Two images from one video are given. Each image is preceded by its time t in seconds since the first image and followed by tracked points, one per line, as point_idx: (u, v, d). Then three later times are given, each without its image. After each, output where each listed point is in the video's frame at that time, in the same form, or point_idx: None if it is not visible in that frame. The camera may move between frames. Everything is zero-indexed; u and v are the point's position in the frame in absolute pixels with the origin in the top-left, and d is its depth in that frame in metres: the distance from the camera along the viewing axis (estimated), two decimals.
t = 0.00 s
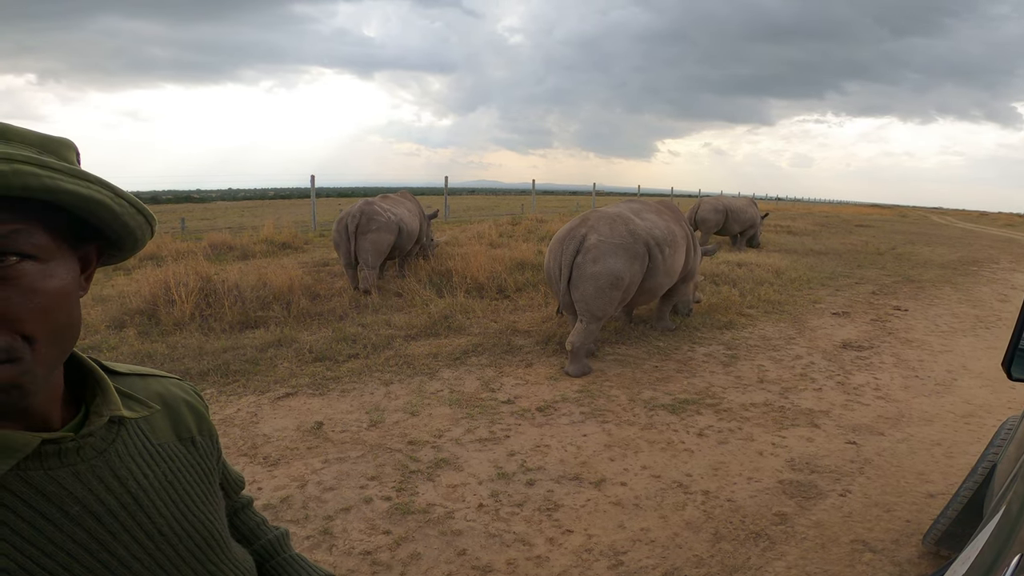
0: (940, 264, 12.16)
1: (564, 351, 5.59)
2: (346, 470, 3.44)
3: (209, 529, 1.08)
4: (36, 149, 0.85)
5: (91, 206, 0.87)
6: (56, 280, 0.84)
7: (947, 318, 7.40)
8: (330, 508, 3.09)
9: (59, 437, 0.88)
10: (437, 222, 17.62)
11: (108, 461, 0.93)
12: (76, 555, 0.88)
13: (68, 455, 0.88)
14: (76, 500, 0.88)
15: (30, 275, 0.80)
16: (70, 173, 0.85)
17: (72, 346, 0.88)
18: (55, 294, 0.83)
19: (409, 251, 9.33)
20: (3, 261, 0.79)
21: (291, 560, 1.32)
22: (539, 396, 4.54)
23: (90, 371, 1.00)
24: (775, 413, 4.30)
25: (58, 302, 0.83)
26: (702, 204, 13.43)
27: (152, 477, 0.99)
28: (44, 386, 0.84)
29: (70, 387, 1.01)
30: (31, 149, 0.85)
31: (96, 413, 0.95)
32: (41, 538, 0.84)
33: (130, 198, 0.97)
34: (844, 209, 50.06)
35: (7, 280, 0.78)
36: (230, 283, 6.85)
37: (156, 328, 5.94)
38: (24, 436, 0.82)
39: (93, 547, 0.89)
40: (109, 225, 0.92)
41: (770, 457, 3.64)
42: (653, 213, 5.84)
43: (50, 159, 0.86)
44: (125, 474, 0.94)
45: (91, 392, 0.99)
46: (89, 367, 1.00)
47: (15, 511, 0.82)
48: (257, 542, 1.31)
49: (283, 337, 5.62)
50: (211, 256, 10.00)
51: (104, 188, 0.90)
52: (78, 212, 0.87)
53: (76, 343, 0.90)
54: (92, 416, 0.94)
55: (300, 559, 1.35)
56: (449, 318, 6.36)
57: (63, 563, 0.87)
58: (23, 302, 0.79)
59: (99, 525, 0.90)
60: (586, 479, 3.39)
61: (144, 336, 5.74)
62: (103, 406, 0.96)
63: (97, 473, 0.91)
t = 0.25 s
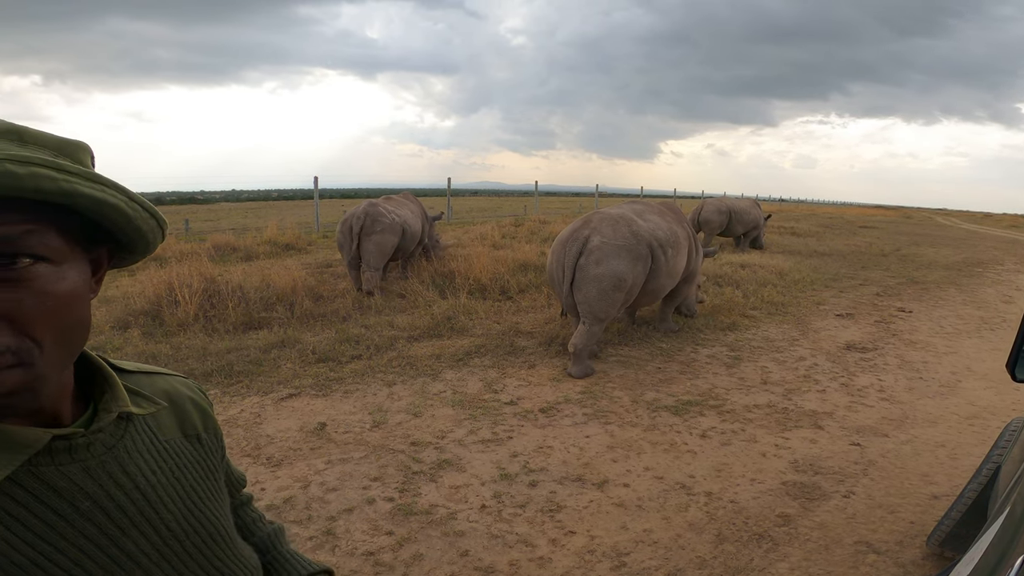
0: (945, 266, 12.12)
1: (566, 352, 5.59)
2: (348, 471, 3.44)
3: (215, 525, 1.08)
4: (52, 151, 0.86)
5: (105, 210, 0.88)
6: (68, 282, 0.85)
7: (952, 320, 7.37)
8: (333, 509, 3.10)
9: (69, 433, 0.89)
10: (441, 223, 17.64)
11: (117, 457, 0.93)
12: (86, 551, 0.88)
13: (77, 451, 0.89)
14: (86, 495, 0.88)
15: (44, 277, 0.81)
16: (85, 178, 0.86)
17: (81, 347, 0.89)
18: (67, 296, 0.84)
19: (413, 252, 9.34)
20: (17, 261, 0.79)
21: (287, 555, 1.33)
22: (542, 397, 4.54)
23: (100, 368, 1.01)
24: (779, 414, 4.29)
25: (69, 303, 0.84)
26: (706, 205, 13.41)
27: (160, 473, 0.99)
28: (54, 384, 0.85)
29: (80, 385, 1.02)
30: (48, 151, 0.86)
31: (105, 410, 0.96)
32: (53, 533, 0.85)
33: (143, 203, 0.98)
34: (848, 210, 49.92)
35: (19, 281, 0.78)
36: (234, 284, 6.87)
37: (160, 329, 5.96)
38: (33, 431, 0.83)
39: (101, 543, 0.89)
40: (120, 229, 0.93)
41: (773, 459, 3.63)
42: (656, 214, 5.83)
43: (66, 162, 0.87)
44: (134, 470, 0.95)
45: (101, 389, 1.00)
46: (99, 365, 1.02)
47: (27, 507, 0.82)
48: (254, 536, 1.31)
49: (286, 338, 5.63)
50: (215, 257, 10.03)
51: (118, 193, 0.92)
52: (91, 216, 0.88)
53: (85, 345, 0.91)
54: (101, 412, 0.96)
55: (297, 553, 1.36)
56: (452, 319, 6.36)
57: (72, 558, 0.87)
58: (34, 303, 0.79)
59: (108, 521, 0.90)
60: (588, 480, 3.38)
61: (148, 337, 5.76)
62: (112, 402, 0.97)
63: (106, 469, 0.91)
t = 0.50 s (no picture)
0: (950, 267, 12.06)
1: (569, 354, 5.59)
2: (352, 472, 3.46)
3: (226, 517, 1.10)
4: (89, 161, 0.90)
5: (137, 220, 0.92)
6: (98, 286, 0.87)
7: (957, 321, 7.34)
8: (337, 510, 3.11)
9: (88, 425, 0.90)
10: (445, 225, 17.68)
11: (133, 449, 0.95)
12: (103, 542, 0.89)
13: (96, 444, 0.90)
14: (105, 487, 0.90)
15: (76, 281, 0.84)
16: (120, 188, 0.89)
17: (104, 347, 0.91)
18: (95, 298, 0.87)
19: (416, 253, 9.36)
20: (52, 266, 0.82)
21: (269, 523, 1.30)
22: (545, 399, 4.54)
23: (113, 363, 1.02)
24: (783, 416, 4.28)
25: (97, 305, 0.87)
26: (710, 206, 13.40)
27: (174, 466, 1.01)
28: (79, 380, 0.87)
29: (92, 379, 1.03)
30: (84, 161, 0.89)
31: (120, 404, 0.97)
32: (72, 525, 0.86)
33: (171, 212, 1.01)
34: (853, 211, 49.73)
35: (54, 283, 0.81)
36: (238, 285, 6.90)
37: (165, 330, 5.99)
38: (53, 423, 0.84)
39: (119, 533, 0.91)
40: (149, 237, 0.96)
41: (777, 460, 3.63)
42: (659, 215, 5.83)
43: (102, 172, 0.90)
44: (149, 463, 0.97)
45: (115, 383, 1.01)
46: (112, 360, 1.03)
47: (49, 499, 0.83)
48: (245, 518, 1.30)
49: (290, 339, 5.65)
50: (220, 259, 10.06)
51: (149, 203, 0.95)
52: (123, 224, 0.91)
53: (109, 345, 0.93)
54: (116, 406, 0.97)
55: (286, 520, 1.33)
56: (456, 321, 6.37)
57: (91, 549, 0.88)
58: (66, 304, 0.82)
59: (126, 512, 0.92)
60: (592, 482, 3.38)
61: (154, 338, 5.78)
62: (126, 397, 0.99)
63: (124, 462, 0.93)
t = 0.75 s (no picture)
0: (956, 269, 12.01)
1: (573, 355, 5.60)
2: (357, 472, 3.47)
3: (238, 518, 1.11)
4: (103, 157, 0.91)
5: (146, 214, 0.93)
6: (108, 281, 0.89)
7: (963, 323, 7.32)
8: (342, 510, 3.12)
9: (101, 424, 0.92)
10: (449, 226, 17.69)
11: (146, 449, 0.96)
12: (112, 540, 0.90)
13: (108, 442, 0.92)
14: (115, 485, 0.91)
15: (86, 274, 0.86)
16: (133, 183, 0.91)
17: (116, 343, 0.93)
18: (106, 294, 0.88)
19: (420, 254, 9.38)
20: (63, 260, 0.84)
21: (320, 519, 1.36)
22: (549, 400, 4.54)
23: (132, 363, 1.06)
24: (787, 417, 4.28)
25: (107, 301, 0.88)
26: (714, 207, 13.38)
27: (188, 466, 1.02)
28: (89, 377, 0.88)
29: (114, 380, 1.06)
30: (98, 157, 0.90)
31: (136, 403, 1.00)
32: (81, 522, 0.87)
33: (182, 209, 1.02)
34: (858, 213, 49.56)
35: (64, 277, 0.83)
36: (243, 286, 6.92)
37: (171, 331, 6.02)
38: (66, 421, 0.86)
39: (128, 531, 0.92)
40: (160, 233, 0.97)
41: (782, 462, 3.62)
42: (662, 216, 5.83)
43: (114, 168, 0.91)
44: (161, 462, 0.98)
45: (132, 383, 1.04)
46: (131, 360, 1.06)
47: (60, 496, 0.85)
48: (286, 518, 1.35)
49: (295, 340, 5.66)
50: (225, 260, 10.10)
51: (161, 200, 0.96)
52: (132, 218, 0.92)
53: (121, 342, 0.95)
54: (131, 405, 0.99)
55: (331, 517, 1.37)
56: (460, 322, 6.38)
57: (99, 547, 0.89)
58: (76, 298, 0.83)
59: (136, 510, 0.93)
60: (595, 482, 3.38)
61: (160, 338, 5.81)
62: (142, 396, 1.01)
63: (136, 460, 0.94)
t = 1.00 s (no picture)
0: (962, 270, 11.96)
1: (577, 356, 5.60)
2: (361, 473, 3.48)
3: (252, 518, 1.11)
4: (120, 163, 0.92)
5: (162, 219, 0.94)
6: (128, 284, 0.91)
7: (969, 325, 7.28)
8: (346, 510, 3.13)
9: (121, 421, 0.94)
10: (453, 228, 17.70)
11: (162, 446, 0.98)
12: (128, 535, 0.92)
13: (127, 439, 0.94)
14: (132, 482, 0.93)
15: (107, 278, 0.88)
16: (150, 189, 0.92)
17: (135, 344, 0.95)
18: (126, 297, 0.90)
19: (424, 255, 9.40)
20: (84, 264, 0.86)
21: (318, 527, 1.37)
22: (553, 401, 4.54)
23: (154, 361, 1.08)
24: (791, 419, 4.27)
25: (126, 304, 0.91)
26: (718, 209, 13.36)
27: (203, 464, 1.03)
28: (111, 376, 0.92)
29: (135, 378, 1.09)
30: (115, 163, 0.91)
31: (156, 402, 1.02)
32: (98, 517, 0.89)
33: (197, 212, 1.04)
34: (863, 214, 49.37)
35: (85, 282, 0.85)
36: (248, 287, 6.95)
37: (177, 331, 6.04)
38: (85, 418, 0.89)
39: (143, 528, 0.93)
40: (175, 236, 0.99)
41: (786, 463, 3.61)
42: (666, 218, 5.83)
43: (131, 174, 0.92)
44: (177, 460, 0.99)
45: (153, 382, 1.07)
46: (152, 358, 1.09)
47: (79, 490, 0.88)
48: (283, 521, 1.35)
49: (299, 340, 5.68)
50: (230, 260, 10.14)
51: (176, 204, 0.97)
52: (149, 223, 0.94)
53: (142, 342, 0.98)
54: (152, 404, 1.02)
55: (328, 527, 1.39)
56: (464, 323, 6.39)
57: (114, 542, 0.90)
58: (97, 301, 0.86)
59: (151, 507, 0.94)
60: (599, 483, 3.38)
61: (165, 338, 5.84)
62: (161, 395, 1.04)
63: (153, 458, 0.96)
